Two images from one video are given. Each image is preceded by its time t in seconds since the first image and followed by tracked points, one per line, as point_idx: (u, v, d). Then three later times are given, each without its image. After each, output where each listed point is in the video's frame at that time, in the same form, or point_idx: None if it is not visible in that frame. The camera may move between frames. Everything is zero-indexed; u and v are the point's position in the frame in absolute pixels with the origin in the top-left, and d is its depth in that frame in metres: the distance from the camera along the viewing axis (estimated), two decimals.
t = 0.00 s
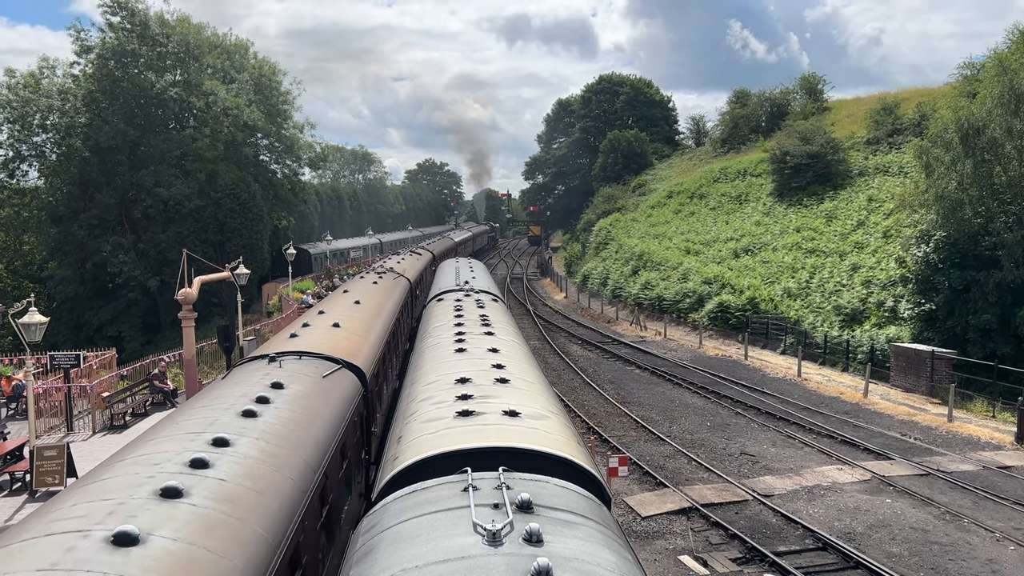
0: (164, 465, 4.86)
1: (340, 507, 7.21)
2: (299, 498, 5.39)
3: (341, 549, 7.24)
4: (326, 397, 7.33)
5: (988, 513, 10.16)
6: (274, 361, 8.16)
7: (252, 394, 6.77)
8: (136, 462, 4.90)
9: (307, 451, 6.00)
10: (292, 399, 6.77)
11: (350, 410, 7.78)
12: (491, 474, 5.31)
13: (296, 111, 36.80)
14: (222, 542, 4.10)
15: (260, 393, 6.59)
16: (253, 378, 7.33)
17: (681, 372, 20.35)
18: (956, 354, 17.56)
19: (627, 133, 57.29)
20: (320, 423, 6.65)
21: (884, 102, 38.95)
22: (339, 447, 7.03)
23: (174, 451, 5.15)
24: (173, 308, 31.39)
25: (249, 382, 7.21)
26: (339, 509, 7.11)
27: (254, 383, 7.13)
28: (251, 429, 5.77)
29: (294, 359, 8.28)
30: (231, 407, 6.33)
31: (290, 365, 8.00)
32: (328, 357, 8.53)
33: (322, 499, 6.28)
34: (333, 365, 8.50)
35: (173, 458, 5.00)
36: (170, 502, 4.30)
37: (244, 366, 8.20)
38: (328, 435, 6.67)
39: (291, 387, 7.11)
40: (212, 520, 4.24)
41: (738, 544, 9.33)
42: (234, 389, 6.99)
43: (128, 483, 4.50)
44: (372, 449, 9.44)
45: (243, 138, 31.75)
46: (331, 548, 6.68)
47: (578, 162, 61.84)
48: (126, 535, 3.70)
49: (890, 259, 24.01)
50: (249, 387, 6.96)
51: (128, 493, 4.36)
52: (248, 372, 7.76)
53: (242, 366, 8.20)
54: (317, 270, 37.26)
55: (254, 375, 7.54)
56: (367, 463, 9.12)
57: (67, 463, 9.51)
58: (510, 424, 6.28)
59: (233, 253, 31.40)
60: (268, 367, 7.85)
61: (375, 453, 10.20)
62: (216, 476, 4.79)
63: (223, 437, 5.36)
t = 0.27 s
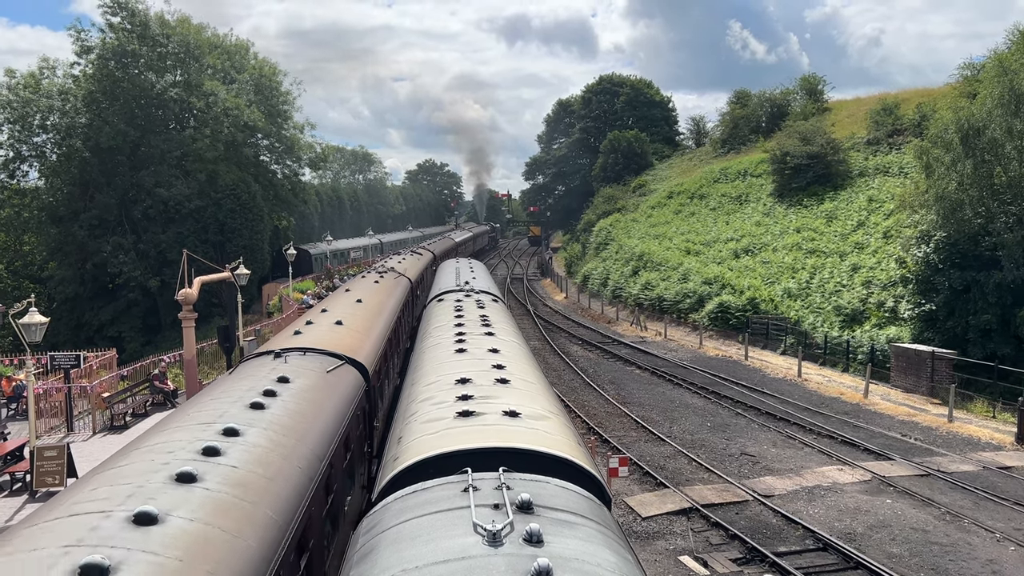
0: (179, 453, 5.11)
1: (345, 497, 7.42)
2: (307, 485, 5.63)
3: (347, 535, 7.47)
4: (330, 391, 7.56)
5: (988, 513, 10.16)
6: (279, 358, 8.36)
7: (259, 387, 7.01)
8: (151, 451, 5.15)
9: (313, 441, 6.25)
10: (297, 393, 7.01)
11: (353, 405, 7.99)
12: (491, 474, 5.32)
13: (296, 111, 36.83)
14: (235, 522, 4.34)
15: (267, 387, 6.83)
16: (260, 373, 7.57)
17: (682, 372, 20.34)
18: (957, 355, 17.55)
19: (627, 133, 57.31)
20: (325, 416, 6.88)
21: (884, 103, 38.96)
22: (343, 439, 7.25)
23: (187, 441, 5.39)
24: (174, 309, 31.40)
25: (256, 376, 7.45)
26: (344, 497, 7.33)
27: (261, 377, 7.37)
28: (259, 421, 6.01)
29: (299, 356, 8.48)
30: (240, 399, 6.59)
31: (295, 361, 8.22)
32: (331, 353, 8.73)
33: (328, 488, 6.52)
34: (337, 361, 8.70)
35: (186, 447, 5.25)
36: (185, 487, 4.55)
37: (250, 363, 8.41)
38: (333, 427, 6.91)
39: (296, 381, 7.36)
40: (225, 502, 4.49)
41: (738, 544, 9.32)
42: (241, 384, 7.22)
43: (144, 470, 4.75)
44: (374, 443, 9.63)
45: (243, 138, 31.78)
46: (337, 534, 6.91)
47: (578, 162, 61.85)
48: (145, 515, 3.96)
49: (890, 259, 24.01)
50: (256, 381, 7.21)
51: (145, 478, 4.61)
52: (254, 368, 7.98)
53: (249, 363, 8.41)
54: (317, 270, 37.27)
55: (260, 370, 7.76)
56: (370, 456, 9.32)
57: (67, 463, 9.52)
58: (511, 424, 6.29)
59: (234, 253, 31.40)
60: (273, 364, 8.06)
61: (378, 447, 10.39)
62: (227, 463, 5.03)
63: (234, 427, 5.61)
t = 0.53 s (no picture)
0: (192, 441, 5.31)
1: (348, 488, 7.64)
2: (314, 474, 5.82)
3: (349, 525, 7.66)
4: (334, 384, 7.78)
5: (988, 513, 10.16)
6: (285, 352, 8.57)
7: (266, 380, 7.22)
8: (165, 439, 5.35)
9: (319, 431, 6.46)
10: (303, 386, 7.19)
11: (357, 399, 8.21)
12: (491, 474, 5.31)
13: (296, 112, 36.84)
14: (247, 506, 4.54)
15: (273, 380, 7.03)
16: (266, 367, 7.80)
17: (682, 373, 20.34)
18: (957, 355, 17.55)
19: (627, 133, 57.32)
20: (330, 408, 7.09)
21: (884, 103, 38.99)
22: (347, 431, 7.47)
23: (198, 429, 5.59)
24: (174, 309, 31.42)
25: (263, 370, 7.67)
26: (347, 488, 7.52)
27: (267, 371, 7.59)
28: (268, 411, 6.20)
29: (303, 350, 8.69)
30: (248, 391, 6.79)
31: (299, 355, 8.43)
32: (335, 348, 8.91)
33: (333, 477, 6.71)
34: (341, 356, 8.91)
35: (198, 435, 5.44)
36: (199, 472, 4.75)
37: (258, 356, 8.61)
38: (338, 419, 7.13)
39: (302, 375, 7.57)
40: (237, 487, 4.68)
41: (738, 544, 9.33)
42: (248, 377, 7.40)
43: (160, 456, 4.95)
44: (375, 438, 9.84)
45: (243, 138, 31.80)
46: (341, 523, 7.10)
47: (578, 162, 61.88)
48: (163, 497, 4.17)
49: (890, 259, 24.03)
50: (263, 374, 7.43)
51: (161, 463, 4.81)
52: (260, 362, 8.20)
53: (256, 357, 8.61)
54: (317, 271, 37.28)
55: (267, 365, 7.93)
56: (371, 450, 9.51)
57: (68, 464, 9.53)
58: (511, 424, 6.29)
59: (234, 253, 31.40)
60: (279, 358, 8.28)
61: (380, 441, 10.58)
62: (239, 450, 5.23)
63: (243, 417, 5.81)
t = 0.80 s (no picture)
0: (204, 431, 5.73)
1: (352, 476, 8.08)
2: (318, 462, 6.24)
3: (353, 515, 8.00)
4: (336, 379, 8.23)
5: (989, 513, 10.16)
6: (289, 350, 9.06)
7: (272, 375, 7.66)
8: (179, 430, 5.77)
9: (324, 422, 6.89)
10: (307, 381, 7.60)
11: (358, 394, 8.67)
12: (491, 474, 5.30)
13: (296, 112, 36.84)
14: (258, 489, 4.97)
15: (279, 375, 7.46)
16: (272, 363, 8.28)
17: (682, 373, 20.33)
18: (958, 355, 17.54)
19: (628, 133, 57.31)
20: (333, 401, 7.52)
21: (884, 103, 38.96)
22: (350, 422, 7.91)
23: (209, 421, 6.01)
24: (174, 309, 31.44)
25: (269, 365, 8.16)
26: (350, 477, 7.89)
27: (273, 367, 8.06)
28: (274, 405, 6.61)
29: (307, 348, 9.17)
30: (255, 385, 7.22)
31: (303, 352, 8.91)
32: (337, 346, 9.37)
33: (337, 467, 7.11)
34: (343, 354, 9.36)
35: (210, 426, 5.86)
36: (211, 459, 5.15)
37: (264, 354, 9.10)
38: (341, 411, 7.57)
39: (305, 371, 8.02)
40: (248, 472, 5.11)
41: (739, 544, 9.32)
42: (255, 373, 7.81)
43: (175, 444, 5.36)
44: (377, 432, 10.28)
45: (244, 138, 31.82)
46: (345, 511, 7.50)
47: (579, 162, 61.89)
48: (181, 481, 4.58)
49: (891, 259, 24.00)
50: (269, 369, 7.88)
51: (177, 451, 5.22)
52: (266, 358, 8.69)
53: (262, 354, 9.10)
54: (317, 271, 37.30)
55: (272, 360, 8.43)
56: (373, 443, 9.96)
57: (68, 463, 9.53)
58: (511, 424, 6.28)
59: (234, 253, 31.41)
60: (283, 355, 8.76)
61: (382, 436, 10.95)
62: (248, 439, 5.64)
63: (251, 409, 6.22)
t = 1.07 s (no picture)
0: (217, 420, 6.06)
1: (358, 465, 8.39)
2: (325, 449, 6.57)
3: (353, 515, 7.94)
4: (341, 372, 8.53)
5: (989, 513, 10.15)
6: (295, 345, 9.34)
7: (278, 368, 7.97)
8: (192, 420, 6.11)
9: (330, 413, 7.22)
10: (312, 374, 7.91)
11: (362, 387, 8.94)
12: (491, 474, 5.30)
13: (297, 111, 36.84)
14: (268, 474, 5.29)
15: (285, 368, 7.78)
16: (279, 357, 8.57)
17: (682, 372, 20.33)
18: (958, 355, 17.54)
19: (628, 133, 57.30)
20: (339, 392, 7.85)
21: (884, 103, 38.95)
22: (355, 413, 8.23)
23: (221, 411, 6.35)
24: (174, 309, 31.46)
25: (275, 360, 8.46)
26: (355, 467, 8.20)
27: (279, 361, 8.37)
28: (282, 396, 6.93)
29: (312, 343, 9.44)
30: (263, 378, 7.54)
31: (309, 347, 9.20)
32: (341, 341, 9.63)
33: (342, 456, 7.44)
34: (346, 348, 9.62)
35: (221, 416, 6.19)
36: (223, 446, 5.48)
37: (270, 349, 9.37)
38: (346, 402, 7.88)
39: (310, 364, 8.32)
40: (259, 458, 5.42)
41: (739, 544, 9.32)
42: (262, 367, 8.13)
43: (190, 433, 5.69)
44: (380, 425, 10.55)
45: (244, 138, 31.83)
46: (351, 497, 7.83)
47: (579, 162, 61.89)
48: (194, 466, 4.90)
49: (891, 259, 23.99)
50: (276, 364, 8.20)
51: (192, 439, 5.56)
52: (272, 353, 8.98)
53: (269, 349, 9.38)
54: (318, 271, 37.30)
55: (279, 354, 8.78)
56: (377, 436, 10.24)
57: (68, 463, 9.53)
58: (511, 425, 6.27)
59: (234, 253, 31.40)
60: (289, 350, 9.05)
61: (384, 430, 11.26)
62: (257, 428, 5.96)
63: (260, 400, 6.54)
